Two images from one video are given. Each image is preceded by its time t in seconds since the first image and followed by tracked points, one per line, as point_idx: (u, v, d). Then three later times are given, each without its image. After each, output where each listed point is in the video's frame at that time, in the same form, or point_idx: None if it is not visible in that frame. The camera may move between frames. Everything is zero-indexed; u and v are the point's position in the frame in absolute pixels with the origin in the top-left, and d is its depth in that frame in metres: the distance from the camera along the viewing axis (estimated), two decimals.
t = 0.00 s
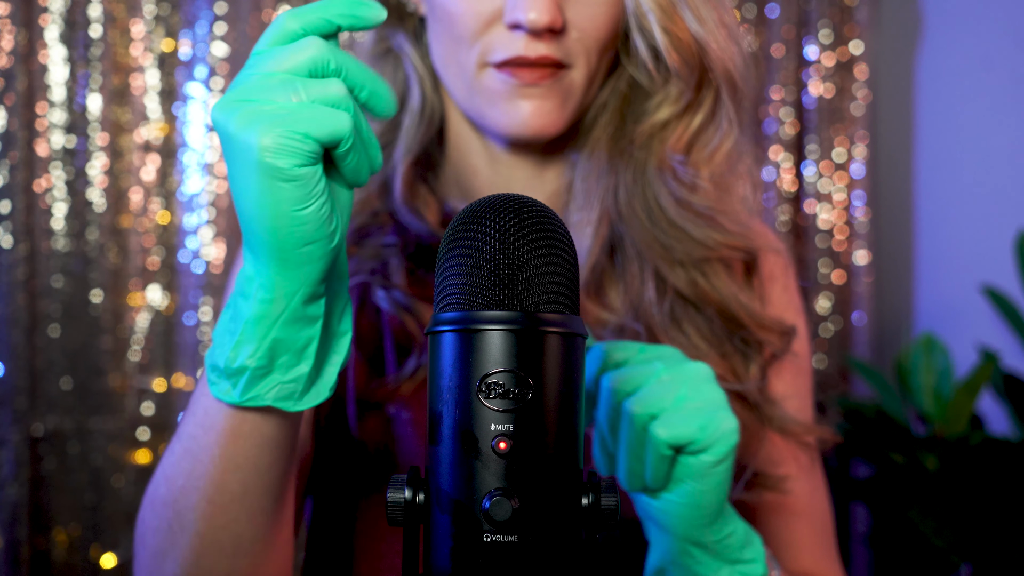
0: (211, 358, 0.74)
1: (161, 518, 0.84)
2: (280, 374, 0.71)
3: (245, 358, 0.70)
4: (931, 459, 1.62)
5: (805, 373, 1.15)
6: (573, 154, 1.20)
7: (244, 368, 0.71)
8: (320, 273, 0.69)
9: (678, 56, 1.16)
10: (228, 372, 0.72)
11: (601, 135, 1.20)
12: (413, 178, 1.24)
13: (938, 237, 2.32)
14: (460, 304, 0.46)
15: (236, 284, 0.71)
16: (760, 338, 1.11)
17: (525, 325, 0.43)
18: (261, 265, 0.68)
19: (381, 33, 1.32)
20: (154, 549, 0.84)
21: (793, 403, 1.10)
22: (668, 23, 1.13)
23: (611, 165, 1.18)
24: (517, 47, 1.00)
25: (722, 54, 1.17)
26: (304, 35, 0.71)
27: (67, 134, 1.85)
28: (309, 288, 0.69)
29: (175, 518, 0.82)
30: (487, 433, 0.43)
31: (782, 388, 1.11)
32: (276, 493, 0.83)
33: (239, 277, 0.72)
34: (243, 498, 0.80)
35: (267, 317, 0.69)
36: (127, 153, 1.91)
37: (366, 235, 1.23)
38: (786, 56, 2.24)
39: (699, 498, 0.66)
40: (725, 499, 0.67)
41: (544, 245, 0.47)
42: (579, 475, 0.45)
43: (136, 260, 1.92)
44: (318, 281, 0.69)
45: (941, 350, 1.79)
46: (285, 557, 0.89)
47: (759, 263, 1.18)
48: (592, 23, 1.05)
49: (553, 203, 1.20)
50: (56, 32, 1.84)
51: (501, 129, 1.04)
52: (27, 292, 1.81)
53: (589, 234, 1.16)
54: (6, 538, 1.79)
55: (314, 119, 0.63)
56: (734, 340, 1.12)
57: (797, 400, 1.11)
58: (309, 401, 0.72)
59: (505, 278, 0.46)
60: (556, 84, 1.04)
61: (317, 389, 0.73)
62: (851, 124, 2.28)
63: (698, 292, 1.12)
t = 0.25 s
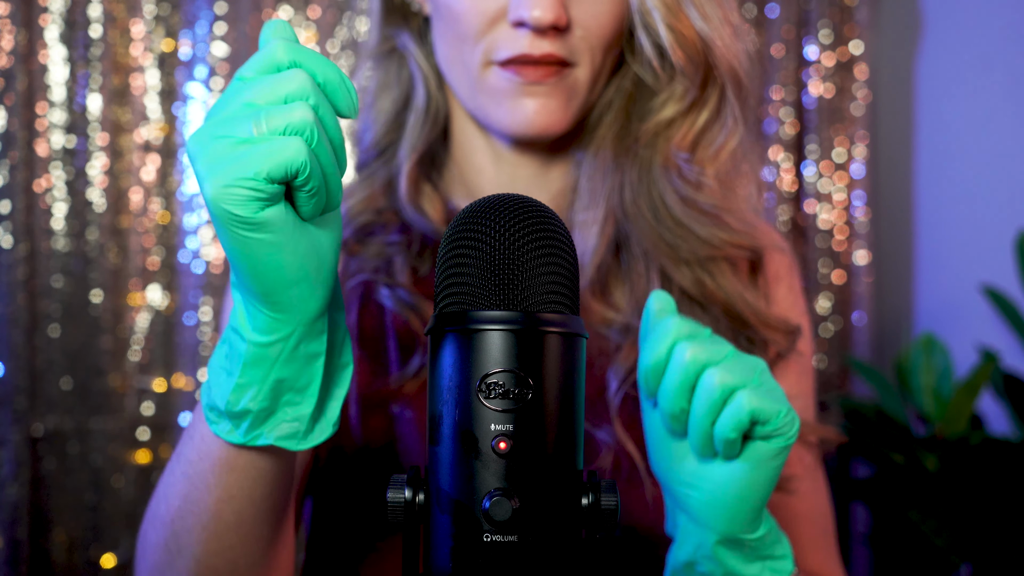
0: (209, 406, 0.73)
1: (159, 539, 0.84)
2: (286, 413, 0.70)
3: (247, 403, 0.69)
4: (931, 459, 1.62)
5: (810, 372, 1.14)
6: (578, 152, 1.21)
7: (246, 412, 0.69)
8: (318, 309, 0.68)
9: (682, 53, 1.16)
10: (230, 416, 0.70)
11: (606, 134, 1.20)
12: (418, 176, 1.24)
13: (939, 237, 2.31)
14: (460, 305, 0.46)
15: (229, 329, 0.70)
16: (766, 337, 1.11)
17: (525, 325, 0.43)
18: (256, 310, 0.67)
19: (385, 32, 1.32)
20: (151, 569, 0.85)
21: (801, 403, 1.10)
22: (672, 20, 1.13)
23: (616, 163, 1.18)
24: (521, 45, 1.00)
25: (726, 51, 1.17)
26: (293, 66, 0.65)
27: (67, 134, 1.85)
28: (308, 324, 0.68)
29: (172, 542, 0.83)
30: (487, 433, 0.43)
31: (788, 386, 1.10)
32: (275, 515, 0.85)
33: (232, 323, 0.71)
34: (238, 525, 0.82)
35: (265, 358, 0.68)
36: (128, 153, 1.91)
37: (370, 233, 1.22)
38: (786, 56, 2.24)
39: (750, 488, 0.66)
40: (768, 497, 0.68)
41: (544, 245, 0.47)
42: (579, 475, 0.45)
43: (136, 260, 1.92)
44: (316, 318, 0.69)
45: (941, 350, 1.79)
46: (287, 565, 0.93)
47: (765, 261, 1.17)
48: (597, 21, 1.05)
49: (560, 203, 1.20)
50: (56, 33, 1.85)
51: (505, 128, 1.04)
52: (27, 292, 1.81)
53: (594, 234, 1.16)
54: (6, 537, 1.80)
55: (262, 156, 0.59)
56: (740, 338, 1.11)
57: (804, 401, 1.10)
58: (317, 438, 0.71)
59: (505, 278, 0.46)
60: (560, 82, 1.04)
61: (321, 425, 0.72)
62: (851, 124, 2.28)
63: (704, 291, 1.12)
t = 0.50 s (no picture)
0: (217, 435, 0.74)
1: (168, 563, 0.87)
2: (285, 457, 0.71)
3: (249, 441, 0.70)
4: (931, 459, 1.60)
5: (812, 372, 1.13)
6: (576, 151, 1.20)
7: (248, 451, 0.70)
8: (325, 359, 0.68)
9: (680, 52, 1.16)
10: (233, 450, 0.71)
11: (603, 133, 1.20)
12: (416, 177, 1.24)
13: (939, 237, 2.31)
14: (460, 304, 0.46)
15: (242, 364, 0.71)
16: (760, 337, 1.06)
17: (525, 325, 0.43)
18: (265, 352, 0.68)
19: (383, 32, 1.32)
20: None
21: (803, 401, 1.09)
22: (670, 19, 1.13)
23: (613, 162, 1.18)
24: (518, 44, 1.00)
25: (724, 51, 1.16)
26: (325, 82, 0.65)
27: (67, 134, 1.85)
28: (314, 374, 0.69)
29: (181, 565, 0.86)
30: (487, 433, 0.43)
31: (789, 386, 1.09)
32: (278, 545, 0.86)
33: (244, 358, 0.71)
34: (245, 553, 0.84)
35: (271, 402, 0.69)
36: (128, 153, 1.91)
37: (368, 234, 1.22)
38: (786, 56, 2.24)
39: (754, 465, 0.69)
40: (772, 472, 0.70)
41: (544, 245, 0.47)
42: (579, 475, 0.45)
43: (136, 260, 1.92)
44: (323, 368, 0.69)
45: (941, 350, 1.79)
46: None
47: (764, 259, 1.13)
48: (594, 20, 1.05)
49: (557, 202, 1.20)
50: (56, 32, 1.84)
51: (503, 128, 1.04)
52: (27, 292, 1.81)
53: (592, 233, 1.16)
54: (6, 539, 1.79)
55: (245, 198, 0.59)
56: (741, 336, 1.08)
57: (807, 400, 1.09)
58: (314, 483, 0.71)
59: (505, 278, 0.46)
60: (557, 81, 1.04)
61: (320, 471, 0.72)
62: (851, 124, 2.28)
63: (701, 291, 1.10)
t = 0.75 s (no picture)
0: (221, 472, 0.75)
1: None
2: (286, 493, 0.71)
3: (251, 477, 0.71)
4: (931, 459, 1.61)
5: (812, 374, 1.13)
6: (572, 153, 1.19)
7: (249, 487, 0.71)
8: (325, 400, 0.69)
9: (677, 53, 1.16)
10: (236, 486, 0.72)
11: (600, 134, 1.19)
12: (412, 178, 1.24)
13: (938, 237, 2.31)
14: (460, 304, 0.46)
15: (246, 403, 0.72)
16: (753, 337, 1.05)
17: (525, 325, 0.43)
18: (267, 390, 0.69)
19: (381, 32, 1.32)
20: None
21: (798, 402, 1.09)
22: (666, 20, 1.13)
23: (609, 163, 1.18)
24: (515, 45, 1.00)
25: (720, 51, 1.16)
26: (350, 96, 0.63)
27: (67, 134, 1.86)
28: (313, 413, 0.69)
29: None
30: (487, 433, 0.43)
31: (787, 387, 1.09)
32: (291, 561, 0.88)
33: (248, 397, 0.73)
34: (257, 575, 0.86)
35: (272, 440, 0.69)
36: (128, 153, 1.91)
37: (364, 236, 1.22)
38: (786, 56, 2.24)
39: (748, 444, 0.68)
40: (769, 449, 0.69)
41: (544, 245, 0.47)
42: (579, 475, 0.45)
43: (136, 260, 1.92)
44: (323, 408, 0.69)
45: (941, 350, 1.79)
46: None
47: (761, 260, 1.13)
48: (591, 19, 1.04)
49: (554, 203, 1.19)
50: (56, 33, 1.85)
51: (500, 129, 1.04)
52: (27, 292, 1.82)
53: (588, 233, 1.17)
54: (6, 538, 1.79)
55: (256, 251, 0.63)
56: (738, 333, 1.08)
57: (802, 400, 1.09)
58: (314, 518, 0.72)
59: (505, 278, 0.46)
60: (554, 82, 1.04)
61: (320, 505, 0.72)
62: (851, 124, 2.28)
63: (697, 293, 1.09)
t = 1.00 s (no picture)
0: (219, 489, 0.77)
1: None
2: (287, 506, 0.75)
3: (251, 495, 0.73)
4: (931, 459, 1.62)
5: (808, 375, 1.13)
6: (568, 154, 1.20)
7: (250, 504, 0.74)
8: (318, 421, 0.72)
9: (674, 53, 1.16)
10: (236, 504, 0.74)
11: (595, 134, 1.20)
12: (408, 180, 1.24)
13: (938, 237, 2.31)
14: (461, 304, 0.46)
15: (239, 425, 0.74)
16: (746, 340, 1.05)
17: (525, 325, 0.43)
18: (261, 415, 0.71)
19: (378, 32, 1.32)
20: None
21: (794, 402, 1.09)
22: (664, 21, 1.13)
23: (604, 164, 1.18)
24: (513, 46, 1.00)
25: (718, 52, 1.15)
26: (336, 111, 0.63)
27: (67, 134, 1.85)
28: (308, 434, 0.72)
29: None
30: (487, 433, 0.43)
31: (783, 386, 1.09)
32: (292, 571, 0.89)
33: (241, 418, 0.75)
34: None
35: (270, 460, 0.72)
36: (128, 153, 1.91)
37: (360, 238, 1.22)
38: (786, 56, 2.24)
39: (740, 423, 0.68)
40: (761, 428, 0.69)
41: (543, 245, 0.47)
42: (579, 475, 0.45)
43: (136, 260, 1.92)
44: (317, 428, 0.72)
45: (941, 350, 1.79)
46: None
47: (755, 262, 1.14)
48: (588, 20, 1.04)
49: (550, 203, 1.20)
50: (56, 32, 1.84)
51: (498, 129, 1.04)
52: (27, 292, 1.81)
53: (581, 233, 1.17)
54: (6, 538, 1.78)
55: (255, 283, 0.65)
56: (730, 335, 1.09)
57: (798, 401, 1.09)
58: (315, 526, 0.76)
59: (505, 278, 0.46)
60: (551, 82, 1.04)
61: (320, 513, 0.77)
62: (851, 124, 2.28)
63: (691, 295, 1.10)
